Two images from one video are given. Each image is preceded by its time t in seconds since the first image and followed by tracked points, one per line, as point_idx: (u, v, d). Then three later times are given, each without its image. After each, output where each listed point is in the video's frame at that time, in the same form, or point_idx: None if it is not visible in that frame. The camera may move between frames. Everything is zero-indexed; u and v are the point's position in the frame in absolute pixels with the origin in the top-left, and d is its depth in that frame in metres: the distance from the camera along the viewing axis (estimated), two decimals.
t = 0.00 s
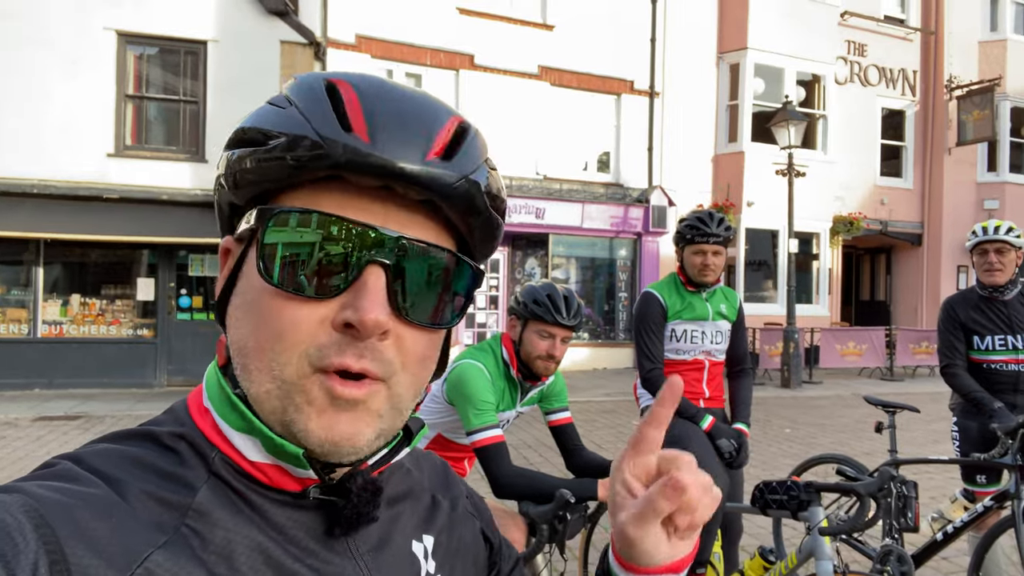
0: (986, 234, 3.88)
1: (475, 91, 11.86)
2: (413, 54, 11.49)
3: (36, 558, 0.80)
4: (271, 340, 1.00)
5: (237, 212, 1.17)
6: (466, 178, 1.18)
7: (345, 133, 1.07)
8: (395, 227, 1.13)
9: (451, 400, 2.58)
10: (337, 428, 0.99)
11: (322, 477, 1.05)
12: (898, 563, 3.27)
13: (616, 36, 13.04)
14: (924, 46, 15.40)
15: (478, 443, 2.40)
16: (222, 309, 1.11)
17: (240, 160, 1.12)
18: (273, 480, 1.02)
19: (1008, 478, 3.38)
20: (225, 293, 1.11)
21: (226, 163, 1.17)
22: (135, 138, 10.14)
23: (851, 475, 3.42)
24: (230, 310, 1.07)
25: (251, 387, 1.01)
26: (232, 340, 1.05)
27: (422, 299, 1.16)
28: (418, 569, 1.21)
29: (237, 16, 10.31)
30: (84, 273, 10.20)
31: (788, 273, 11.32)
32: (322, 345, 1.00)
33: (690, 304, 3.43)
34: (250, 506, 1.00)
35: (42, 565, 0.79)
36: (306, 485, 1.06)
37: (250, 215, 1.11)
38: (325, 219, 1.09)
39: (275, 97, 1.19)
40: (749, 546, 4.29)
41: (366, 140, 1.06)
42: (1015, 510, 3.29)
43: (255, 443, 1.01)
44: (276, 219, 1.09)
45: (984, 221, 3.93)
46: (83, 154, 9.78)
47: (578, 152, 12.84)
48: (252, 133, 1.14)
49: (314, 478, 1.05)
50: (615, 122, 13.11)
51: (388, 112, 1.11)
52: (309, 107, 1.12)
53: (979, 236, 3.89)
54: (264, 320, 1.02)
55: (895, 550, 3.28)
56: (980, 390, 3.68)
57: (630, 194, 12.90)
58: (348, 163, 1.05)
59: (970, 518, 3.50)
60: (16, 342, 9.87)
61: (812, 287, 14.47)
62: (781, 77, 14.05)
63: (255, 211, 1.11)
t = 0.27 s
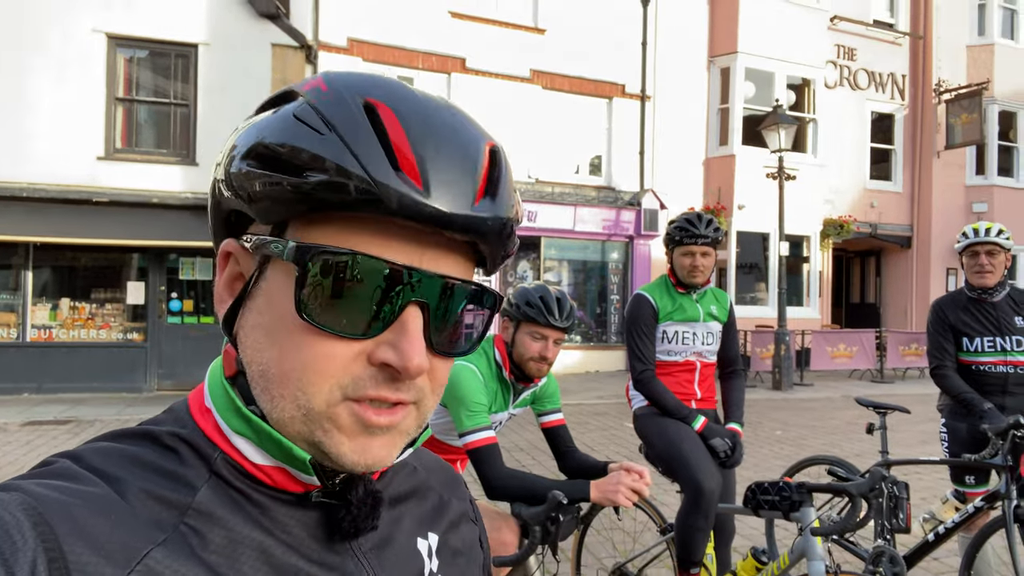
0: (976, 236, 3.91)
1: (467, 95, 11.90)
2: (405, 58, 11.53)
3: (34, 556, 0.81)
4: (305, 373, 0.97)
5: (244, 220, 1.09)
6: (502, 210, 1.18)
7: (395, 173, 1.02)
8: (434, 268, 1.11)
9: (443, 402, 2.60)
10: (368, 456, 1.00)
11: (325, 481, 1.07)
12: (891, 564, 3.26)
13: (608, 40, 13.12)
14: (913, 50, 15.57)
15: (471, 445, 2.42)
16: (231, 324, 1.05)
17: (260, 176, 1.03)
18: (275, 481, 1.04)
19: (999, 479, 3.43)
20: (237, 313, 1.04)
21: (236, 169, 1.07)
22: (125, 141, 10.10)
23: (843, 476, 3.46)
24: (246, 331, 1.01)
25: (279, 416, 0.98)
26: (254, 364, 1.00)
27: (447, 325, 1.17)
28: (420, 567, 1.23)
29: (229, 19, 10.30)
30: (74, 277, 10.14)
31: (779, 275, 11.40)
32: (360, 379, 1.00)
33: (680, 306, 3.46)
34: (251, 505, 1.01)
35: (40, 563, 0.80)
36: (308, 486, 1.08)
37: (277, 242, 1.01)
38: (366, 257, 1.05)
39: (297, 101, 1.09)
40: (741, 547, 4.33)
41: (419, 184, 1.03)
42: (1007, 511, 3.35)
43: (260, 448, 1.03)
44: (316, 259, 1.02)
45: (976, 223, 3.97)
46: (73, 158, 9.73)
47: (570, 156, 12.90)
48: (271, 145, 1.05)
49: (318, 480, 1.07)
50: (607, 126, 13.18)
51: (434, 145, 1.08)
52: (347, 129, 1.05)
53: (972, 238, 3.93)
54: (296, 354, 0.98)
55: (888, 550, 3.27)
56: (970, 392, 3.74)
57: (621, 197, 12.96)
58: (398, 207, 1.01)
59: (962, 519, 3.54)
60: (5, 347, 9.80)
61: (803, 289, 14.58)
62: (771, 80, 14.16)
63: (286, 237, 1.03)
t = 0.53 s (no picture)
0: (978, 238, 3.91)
1: (462, 100, 11.93)
2: (400, 63, 11.57)
3: (38, 551, 0.81)
4: (345, 388, 0.99)
5: (270, 224, 1.08)
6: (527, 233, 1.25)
7: (447, 198, 1.06)
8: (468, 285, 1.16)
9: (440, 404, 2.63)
10: (397, 468, 1.04)
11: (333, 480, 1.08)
12: (888, 568, 3.26)
13: (602, 45, 13.18)
14: (904, 56, 15.71)
15: (467, 447, 2.45)
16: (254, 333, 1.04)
17: (302, 189, 1.03)
18: (282, 480, 1.05)
19: (996, 481, 3.45)
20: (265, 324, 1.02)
21: (270, 176, 1.06)
22: (118, 147, 10.07)
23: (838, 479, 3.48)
24: (275, 340, 1.01)
25: (311, 428, 0.99)
26: (284, 376, 1.00)
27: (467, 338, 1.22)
28: (425, 565, 1.25)
29: (223, 25, 10.31)
30: (67, 283, 10.09)
31: (773, 279, 11.44)
32: (394, 394, 1.03)
33: (674, 308, 3.48)
34: (256, 502, 1.02)
35: (44, 557, 0.81)
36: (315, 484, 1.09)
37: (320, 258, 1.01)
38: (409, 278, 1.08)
39: (339, 112, 1.09)
40: (737, 550, 4.34)
41: (469, 210, 1.08)
42: (1003, 513, 3.37)
43: (267, 449, 1.03)
44: (365, 278, 1.03)
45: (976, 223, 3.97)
46: (66, 163, 9.70)
47: (565, 161, 12.94)
48: (313, 156, 1.05)
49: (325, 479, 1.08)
50: (601, 131, 13.23)
51: (476, 170, 1.12)
52: (396, 148, 1.07)
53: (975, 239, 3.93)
54: (338, 368, 0.99)
55: (885, 554, 3.27)
56: (965, 394, 3.76)
57: (616, 202, 13.01)
58: (451, 232, 1.06)
59: (959, 522, 3.56)
60: None
61: (797, 293, 14.65)
62: (764, 86, 14.25)
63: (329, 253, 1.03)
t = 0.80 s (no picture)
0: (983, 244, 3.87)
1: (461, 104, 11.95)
2: (399, 67, 11.59)
3: (33, 554, 0.81)
4: (341, 374, 0.99)
5: (270, 218, 1.08)
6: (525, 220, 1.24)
7: (439, 180, 1.06)
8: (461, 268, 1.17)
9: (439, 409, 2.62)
10: (395, 456, 1.04)
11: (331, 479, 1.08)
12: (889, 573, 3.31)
13: (601, 50, 13.22)
14: (902, 60, 15.78)
15: (466, 451, 2.44)
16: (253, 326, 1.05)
17: (297, 177, 1.04)
18: (280, 480, 1.05)
19: (997, 486, 3.44)
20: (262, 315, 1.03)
21: (264, 170, 1.07)
22: (117, 150, 10.08)
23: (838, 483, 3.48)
24: (272, 330, 1.02)
25: (308, 416, 1.00)
26: (282, 367, 1.01)
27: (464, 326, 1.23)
28: (422, 567, 1.24)
29: (223, 29, 10.34)
30: (65, 286, 10.09)
31: (771, 283, 11.45)
32: (389, 379, 1.04)
33: (673, 312, 3.49)
34: (253, 503, 1.02)
35: (39, 560, 0.81)
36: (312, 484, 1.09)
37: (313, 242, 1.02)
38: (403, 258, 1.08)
39: (333, 104, 1.10)
40: (736, 555, 4.33)
41: (461, 190, 1.08)
42: (1004, 518, 3.37)
43: (268, 447, 1.03)
44: (355, 257, 1.04)
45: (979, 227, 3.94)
46: (64, 167, 9.70)
47: (563, 164, 12.96)
48: (305, 147, 1.05)
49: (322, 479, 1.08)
50: (600, 135, 13.25)
51: (470, 154, 1.12)
52: (387, 136, 1.08)
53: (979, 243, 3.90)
54: (335, 355, 1.00)
55: (886, 559, 3.33)
56: (964, 398, 3.77)
57: (614, 206, 13.03)
58: (443, 213, 1.06)
59: (960, 527, 3.55)
60: None
61: (795, 297, 14.68)
62: (762, 91, 14.30)
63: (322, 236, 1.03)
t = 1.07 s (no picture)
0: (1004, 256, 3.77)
1: (457, 105, 11.93)
2: (395, 68, 11.57)
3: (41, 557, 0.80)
4: (282, 338, 1.00)
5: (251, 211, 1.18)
6: (482, 185, 1.21)
7: (359, 138, 1.08)
8: (408, 233, 1.15)
9: (440, 412, 2.60)
10: (343, 424, 1.00)
11: (331, 481, 1.07)
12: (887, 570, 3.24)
13: (597, 49, 13.21)
14: (898, 58, 15.79)
15: (466, 453, 2.43)
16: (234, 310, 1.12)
17: (256, 164, 1.13)
18: (284, 482, 1.04)
19: (992, 480, 3.45)
20: (238, 294, 1.11)
21: (241, 167, 1.18)
22: (114, 155, 10.06)
23: (839, 480, 3.46)
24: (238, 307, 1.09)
25: (261, 384, 1.01)
26: (243, 341, 1.05)
27: (437, 304, 1.18)
28: None
29: (218, 32, 10.32)
30: (63, 291, 10.07)
31: (769, 281, 11.44)
32: (331, 340, 1.01)
33: (672, 312, 3.49)
34: (257, 507, 1.01)
35: (46, 563, 0.80)
36: (315, 488, 1.08)
37: (265, 217, 1.11)
38: (339, 223, 1.10)
39: (293, 101, 1.20)
40: (737, 554, 4.32)
41: (380, 145, 1.08)
42: (1000, 513, 3.38)
43: (268, 446, 1.03)
44: (290, 222, 1.09)
45: (997, 236, 3.81)
46: (61, 172, 9.68)
47: (561, 165, 12.95)
48: (264, 138, 1.15)
49: (324, 482, 1.07)
50: (596, 135, 13.25)
51: (402, 116, 1.13)
52: (323, 112, 1.13)
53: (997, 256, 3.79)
54: (276, 319, 1.02)
55: (883, 555, 3.25)
56: (962, 392, 3.73)
57: (611, 206, 13.03)
58: (362, 167, 1.06)
59: (957, 522, 3.55)
60: None
61: (794, 296, 14.70)
62: (759, 89, 14.31)
63: (270, 211, 1.11)
